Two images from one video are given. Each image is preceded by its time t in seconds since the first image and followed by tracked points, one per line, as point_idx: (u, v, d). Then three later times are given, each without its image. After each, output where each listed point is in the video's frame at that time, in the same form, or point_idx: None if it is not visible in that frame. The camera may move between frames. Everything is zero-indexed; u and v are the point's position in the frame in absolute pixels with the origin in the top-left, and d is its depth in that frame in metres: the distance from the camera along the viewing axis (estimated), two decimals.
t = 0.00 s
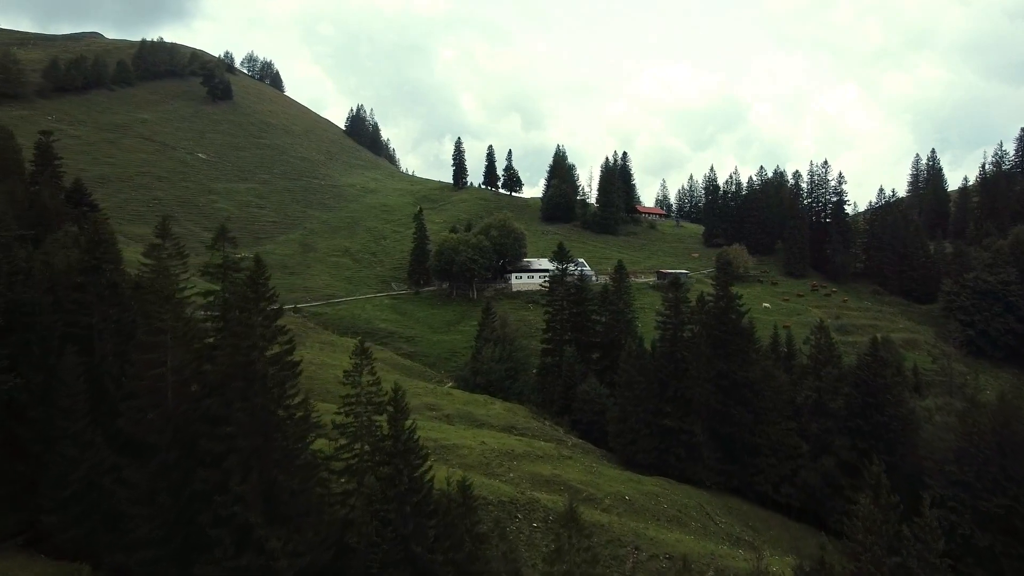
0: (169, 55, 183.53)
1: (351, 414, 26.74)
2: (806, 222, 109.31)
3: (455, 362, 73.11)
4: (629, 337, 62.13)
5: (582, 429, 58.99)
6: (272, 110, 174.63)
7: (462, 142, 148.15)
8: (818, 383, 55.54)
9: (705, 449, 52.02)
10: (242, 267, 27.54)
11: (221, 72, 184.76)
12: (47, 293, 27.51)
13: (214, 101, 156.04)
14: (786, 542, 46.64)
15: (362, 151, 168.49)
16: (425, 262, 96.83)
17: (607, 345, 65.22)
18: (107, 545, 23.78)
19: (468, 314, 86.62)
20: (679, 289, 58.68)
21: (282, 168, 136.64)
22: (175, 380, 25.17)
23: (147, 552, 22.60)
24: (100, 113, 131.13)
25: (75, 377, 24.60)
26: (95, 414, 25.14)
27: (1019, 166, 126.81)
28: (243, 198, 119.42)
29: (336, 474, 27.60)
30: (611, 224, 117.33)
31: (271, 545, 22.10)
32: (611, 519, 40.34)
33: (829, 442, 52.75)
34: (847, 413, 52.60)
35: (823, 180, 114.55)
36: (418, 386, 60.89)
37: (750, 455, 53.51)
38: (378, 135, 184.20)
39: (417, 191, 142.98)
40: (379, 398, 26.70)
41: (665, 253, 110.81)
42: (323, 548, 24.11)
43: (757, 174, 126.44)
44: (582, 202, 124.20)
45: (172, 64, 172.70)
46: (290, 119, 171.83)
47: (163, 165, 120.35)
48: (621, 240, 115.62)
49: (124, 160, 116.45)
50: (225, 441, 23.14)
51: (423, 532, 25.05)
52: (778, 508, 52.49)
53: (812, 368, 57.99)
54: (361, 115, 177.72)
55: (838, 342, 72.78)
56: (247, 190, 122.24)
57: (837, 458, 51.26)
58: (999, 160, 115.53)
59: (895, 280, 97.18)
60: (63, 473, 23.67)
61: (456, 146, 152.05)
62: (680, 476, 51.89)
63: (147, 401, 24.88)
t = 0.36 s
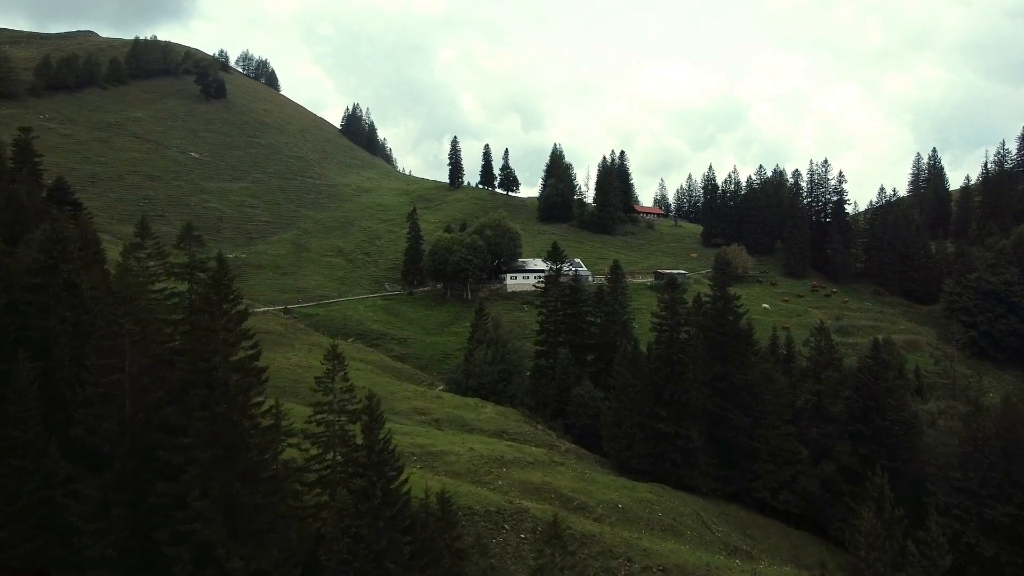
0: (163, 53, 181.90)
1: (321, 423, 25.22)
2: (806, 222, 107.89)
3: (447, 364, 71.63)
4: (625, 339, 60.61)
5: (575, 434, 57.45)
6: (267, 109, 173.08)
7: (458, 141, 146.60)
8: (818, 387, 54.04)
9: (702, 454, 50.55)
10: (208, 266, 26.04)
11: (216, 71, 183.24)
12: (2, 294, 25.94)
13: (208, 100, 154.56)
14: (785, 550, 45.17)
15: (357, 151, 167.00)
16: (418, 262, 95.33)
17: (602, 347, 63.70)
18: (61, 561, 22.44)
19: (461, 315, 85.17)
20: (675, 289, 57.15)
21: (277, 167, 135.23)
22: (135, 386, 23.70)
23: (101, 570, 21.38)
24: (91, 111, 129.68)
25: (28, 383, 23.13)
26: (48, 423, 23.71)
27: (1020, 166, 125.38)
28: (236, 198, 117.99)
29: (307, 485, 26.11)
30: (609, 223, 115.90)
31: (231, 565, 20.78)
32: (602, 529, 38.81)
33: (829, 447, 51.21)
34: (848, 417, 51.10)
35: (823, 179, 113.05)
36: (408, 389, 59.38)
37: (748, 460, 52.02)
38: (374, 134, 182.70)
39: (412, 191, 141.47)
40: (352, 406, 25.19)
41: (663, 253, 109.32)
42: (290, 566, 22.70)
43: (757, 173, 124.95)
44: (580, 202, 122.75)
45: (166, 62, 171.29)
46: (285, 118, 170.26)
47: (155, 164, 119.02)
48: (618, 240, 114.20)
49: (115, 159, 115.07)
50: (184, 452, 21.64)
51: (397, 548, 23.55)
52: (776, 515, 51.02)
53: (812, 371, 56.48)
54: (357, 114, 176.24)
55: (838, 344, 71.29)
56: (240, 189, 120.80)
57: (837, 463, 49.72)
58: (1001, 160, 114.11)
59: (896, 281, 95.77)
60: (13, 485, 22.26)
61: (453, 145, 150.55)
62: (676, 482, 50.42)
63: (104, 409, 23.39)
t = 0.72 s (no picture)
0: (157, 51, 180.24)
1: (286, 432, 23.76)
2: (804, 221, 106.46)
3: (438, 366, 70.18)
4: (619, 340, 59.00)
5: (567, 438, 55.98)
6: (261, 108, 171.52)
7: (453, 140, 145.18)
8: (816, 390, 52.55)
9: (696, 460, 49.07)
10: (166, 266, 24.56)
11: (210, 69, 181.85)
12: None
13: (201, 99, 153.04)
14: (781, 560, 43.74)
15: (352, 150, 165.57)
16: (411, 262, 93.83)
17: (595, 349, 62.22)
18: None
19: (453, 316, 83.69)
20: (669, 290, 55.71)
21: (270, 167, 133.82)
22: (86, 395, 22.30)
23: None
24: (82, 110, 128.19)
25: None
26: None
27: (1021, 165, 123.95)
28: (228, 198, 116.54)
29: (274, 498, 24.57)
30: (605, 223, 114.51)
31: None
32: (591, 539, 37.33)
33: (827, 453, 49.67)
34: (846, 422, 49.54)
35: (822, 178, 111.56)
36: (396, 392, 57.95)
37: (743, 466, 50.55)
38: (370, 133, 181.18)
39: (407, 190, 140.00)
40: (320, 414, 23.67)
41: (659, 254, 107.96)
42: None
43: (755, 172, 123.48)
44: (575, 201, 121.26)
45: (159, 61, 169.78)
46: (279, 117, 168.77)
47: (146, 163, 117.60)
48: (614, 240, 112.80)
49: (105, 159, 113.62)
50: (133, 466, 20.22)
51: (365, 566, 21.99)
52: (773, 523, 49.56)
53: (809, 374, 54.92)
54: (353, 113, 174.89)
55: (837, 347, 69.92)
56: (232, 189, 119.34)
57: (835, 470, 48.26)
58: (1002, 158, 112.72)
59: (896, 281, 94.37)
60: None
61: (448, 144, 149.21)
62: (669, 489, 48.99)
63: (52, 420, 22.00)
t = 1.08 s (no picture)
0: (151, 50, 178.65)
1: (243, 443, 22.33)
2: (802, 221, 105.04)
3: (427, 369, 68.76)
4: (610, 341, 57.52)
5: (557, 443, 54.55)
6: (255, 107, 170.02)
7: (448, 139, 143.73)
8: (811, 394, 51.04)
9: (688, 466, 47.63)
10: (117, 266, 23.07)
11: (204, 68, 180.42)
12: None
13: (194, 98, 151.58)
14: (775, 569, 42.33)
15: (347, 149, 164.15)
16: (402, 262, 92.36)
17: (586, 350, 60.75)
18: None
19: (444, 318, 82.26)
20: (661, 291, 54.23)
21: (262, 166, 132.40)
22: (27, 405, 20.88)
23: None
24: (73, 109, 126.77)
25: None
26: None
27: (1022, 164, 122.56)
28: (218, 197, 115.13)
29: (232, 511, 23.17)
30: (600, 223, 113.14)
31: None
32: (576, 550, 35.90)
33: (824, 458, 48.17)
34: (843, 427, 48.12)
35: (820, 177, 110.13)
36: (382, 396, 56.48)
37: (737, 472, 49.11)
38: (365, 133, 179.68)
39: (401, 190, 138.65)
40: (279, 424, 22.21)
41: (655, 254, 106.57)
42: None
43: (752, 171, 122.05)
44: (571, 200, 119.80)
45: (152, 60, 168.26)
46: (273, 116, 167.34)
47: (136, 163, 116.20)
48: (609, 239, 111.42)
49: (94, 158, 112.24)
50: (72, 482, 18.88)
51: None
52: (767, 530, 48.13)
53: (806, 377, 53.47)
54: (347, 112, 173.50)
55: (835, 348, 68.47)
56: (224, 189, 117.94)
57: (831, 476, 46.83)
58: (1002, 157, 111.35)
59: (895, 282, 92.96)
60: None
61: (443, 143, 147.78)
62: (661, 496, 47.57)
63: None
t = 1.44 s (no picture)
0: (143, 48, 177.15)
1: (190, 454, 20.96)
2: (799, 220, 103.69)
3: (415, 371, 67.37)
4: (600, 343, 56.13)
5: (544, 448, 53.15)
6: (249, 106, 168.59)
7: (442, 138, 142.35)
8: (805, 398, 49.66)
9: (678, 472, 46.22)
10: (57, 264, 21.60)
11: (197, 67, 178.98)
12: None
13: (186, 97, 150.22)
14: None
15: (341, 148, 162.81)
16: (393, 263, 90.97)
17: (576, 353, 59.36)
18: None
19: (435, 319, 80.93)
20: (650, 292, 52.89)
21: (254, 165, 130.92)
22: None
23: None
24: (62, 107, 125.45)
25: None
26: None
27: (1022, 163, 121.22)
28: (208, 197, 113.82)
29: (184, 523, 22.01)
30: (595, 223, 111.82)
31: None
32: (557, 561, 34.49)
33: (818, 464, 46.75)
34: (838, 432, 46.71)
35: (818, 177, 108.78)
36: (366, 399, 55.01)
37: (729, 478, 47.70)
38: (360, 132, 178.26)
39: (395, 189, 137.35)
40: (229, 434, 20.85)
41: (650, 254, 105.24)
42: None
43: (749, 170, 120.77)
44: (566, 200, 118.44)
45: (145, 58, 166.93)
46: (267, 116, 165.97)
47: (126, 162, 114.82)
48: (604, 239, 110.09)
49: (83, 157, 111.00)
50: None
51: None
52: (760, 538, 46.75)
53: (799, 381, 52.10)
54: (341, 111, 172.12)
55: (831, 350, 67.13)
56: (214, 189, 116.58)
57: (825, 482, 45.37)
58: (1002, 156, 110.09)
59: (893, 282, 91.63)
60: None
61: (437, 142, 146.41)
62: (649, 502, 46.17)
63: None
